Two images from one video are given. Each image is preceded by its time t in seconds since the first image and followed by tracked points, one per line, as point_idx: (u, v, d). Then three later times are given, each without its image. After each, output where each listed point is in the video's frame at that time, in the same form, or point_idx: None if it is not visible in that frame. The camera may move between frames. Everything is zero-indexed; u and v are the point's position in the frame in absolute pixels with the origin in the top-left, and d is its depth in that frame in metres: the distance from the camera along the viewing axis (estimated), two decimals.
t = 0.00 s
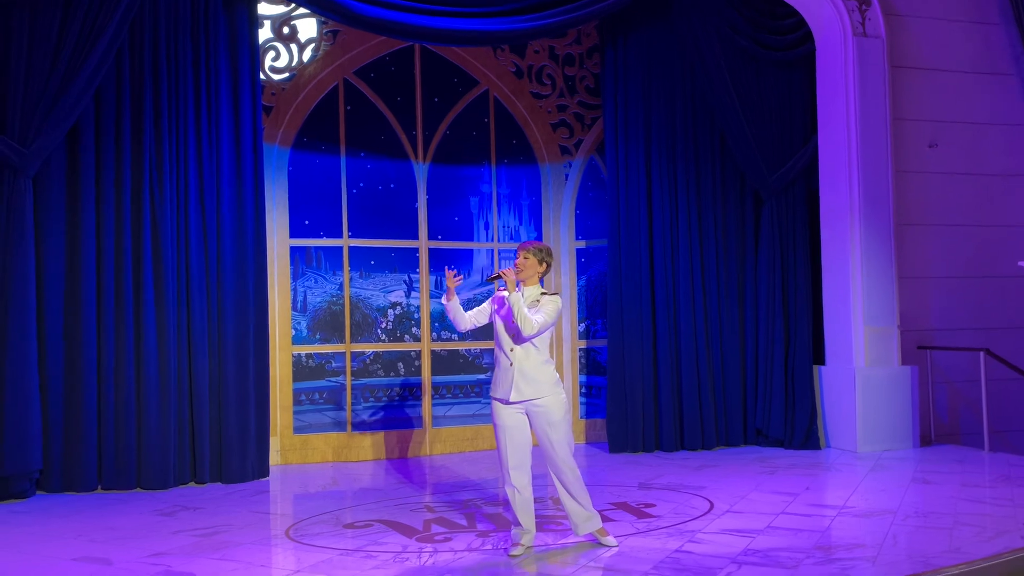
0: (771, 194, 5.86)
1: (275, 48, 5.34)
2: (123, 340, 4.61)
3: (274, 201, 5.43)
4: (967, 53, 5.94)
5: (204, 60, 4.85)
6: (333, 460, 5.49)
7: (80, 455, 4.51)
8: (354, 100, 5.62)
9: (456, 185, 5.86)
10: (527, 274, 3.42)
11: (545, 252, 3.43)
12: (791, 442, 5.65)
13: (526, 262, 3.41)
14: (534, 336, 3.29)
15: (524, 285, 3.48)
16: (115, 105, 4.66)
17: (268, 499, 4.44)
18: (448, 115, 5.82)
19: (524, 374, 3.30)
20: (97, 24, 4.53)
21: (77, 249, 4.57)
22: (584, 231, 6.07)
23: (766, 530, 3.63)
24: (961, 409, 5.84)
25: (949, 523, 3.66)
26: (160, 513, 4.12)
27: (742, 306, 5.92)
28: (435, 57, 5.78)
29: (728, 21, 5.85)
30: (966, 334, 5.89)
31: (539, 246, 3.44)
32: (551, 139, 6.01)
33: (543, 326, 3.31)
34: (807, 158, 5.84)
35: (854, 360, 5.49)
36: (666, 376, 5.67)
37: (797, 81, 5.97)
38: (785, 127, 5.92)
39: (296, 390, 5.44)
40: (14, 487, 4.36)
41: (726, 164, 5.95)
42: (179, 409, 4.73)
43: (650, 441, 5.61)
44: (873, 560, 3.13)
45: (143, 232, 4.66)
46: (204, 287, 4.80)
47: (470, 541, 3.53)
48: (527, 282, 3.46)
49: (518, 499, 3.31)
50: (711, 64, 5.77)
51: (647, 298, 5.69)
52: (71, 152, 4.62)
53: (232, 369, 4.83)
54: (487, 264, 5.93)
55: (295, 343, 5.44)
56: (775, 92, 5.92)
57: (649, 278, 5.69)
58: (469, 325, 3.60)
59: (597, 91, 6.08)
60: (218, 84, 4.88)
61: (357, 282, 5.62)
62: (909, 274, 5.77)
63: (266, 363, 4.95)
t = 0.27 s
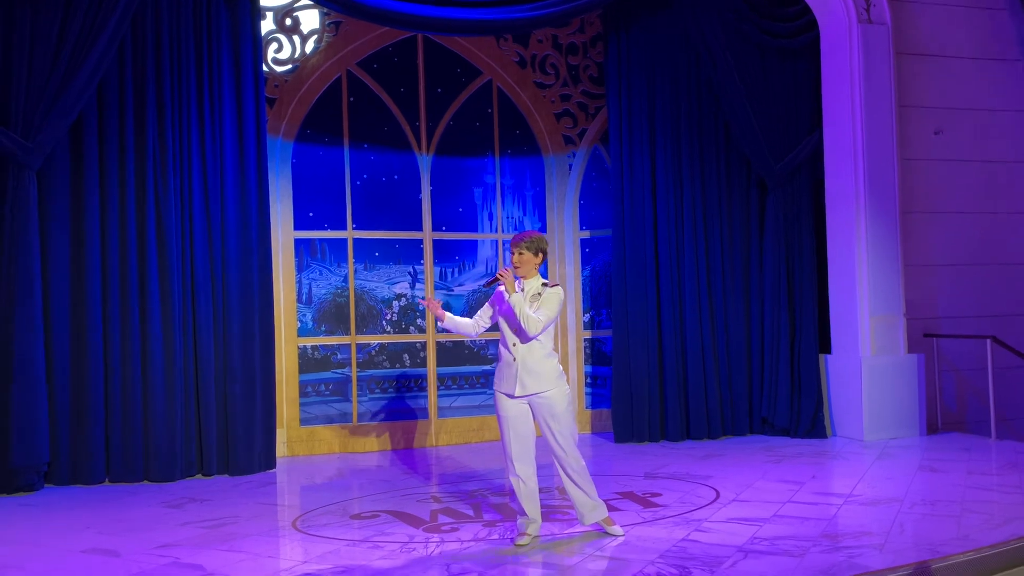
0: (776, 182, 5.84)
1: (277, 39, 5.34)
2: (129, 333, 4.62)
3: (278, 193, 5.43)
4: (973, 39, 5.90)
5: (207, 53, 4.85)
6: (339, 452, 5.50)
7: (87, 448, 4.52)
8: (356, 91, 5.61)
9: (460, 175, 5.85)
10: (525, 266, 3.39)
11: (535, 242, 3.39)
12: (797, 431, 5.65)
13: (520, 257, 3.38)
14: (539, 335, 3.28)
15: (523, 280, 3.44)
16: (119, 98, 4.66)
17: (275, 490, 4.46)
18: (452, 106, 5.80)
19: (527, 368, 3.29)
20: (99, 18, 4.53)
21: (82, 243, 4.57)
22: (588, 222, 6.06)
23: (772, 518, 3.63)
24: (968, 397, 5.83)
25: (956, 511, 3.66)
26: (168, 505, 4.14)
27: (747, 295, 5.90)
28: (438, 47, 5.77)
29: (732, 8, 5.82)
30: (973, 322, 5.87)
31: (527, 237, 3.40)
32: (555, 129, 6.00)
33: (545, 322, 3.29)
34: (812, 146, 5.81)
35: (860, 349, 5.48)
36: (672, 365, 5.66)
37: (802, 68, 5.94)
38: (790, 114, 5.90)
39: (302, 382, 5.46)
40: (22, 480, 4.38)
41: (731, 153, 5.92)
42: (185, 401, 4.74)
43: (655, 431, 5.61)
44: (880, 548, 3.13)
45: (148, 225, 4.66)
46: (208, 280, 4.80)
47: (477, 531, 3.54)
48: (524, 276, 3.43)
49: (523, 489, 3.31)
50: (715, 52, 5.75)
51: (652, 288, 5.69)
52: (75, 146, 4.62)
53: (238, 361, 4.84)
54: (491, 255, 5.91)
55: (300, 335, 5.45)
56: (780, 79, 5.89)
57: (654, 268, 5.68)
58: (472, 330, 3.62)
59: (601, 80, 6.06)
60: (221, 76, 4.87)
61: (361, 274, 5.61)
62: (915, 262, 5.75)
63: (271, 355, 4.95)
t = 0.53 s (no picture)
0: (780, 167, 5.81)
1: (279, 27, 5.31)
2: (133, 322, 4.62)
3: (281, 181, 5.43)
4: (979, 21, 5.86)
5: (208, 42, 4.83)
6: (344, 439, 5.52)
7: (93, 437, 4.54)
8: (358, 78, 5.59)
9: (463, 162, 5.83)
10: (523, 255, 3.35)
11: (529, 230, 3.33)
12: (802, 416, 5.64)
13: (517, 246, 3.33)
14: (541, 326, 3.25)
15: (522, 269, 3.39)
16: (120, 88, 4.65)
17: (281, 478, 4.47)
18: (454, 92, 5.77)
19: (528, 356, 3.27)
20: (99, 7, 4.52)
21: (86, 233, 4.57)
22: (592, 208, 6.04)
23: (778, 502, 3.62)
24: (973, 380, 5.81)
25: (962, 494, 3.65)
26: (174, 493, 4.15)
27: (752, 281, 5.89)
28: (440, 33, 5.73)
29: None
30: (979, 306, 5.84)
31: (519, 224, 3.34)
32: (558, 114, 5.97)
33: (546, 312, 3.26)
34: (816, 130, 5.78)
35: (865, 333, 5.46)
36: (676, 351, 5.65)
37: (805, 51, 5.90)
38: (794, 98, 5.86)
39: (307, 370, 5.47)
40: (29, 470, 4.40)
41: (735, 137, 5.89)
42: (190, 390, 4.75)
43: (660, 417, 5.61)
44: (886, 531, 3.13)
45: (151, 215, 4.66)
46: (212, 268, 4.80)
47: (482, 517, 3.54)
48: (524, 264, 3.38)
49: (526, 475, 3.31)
50: (718, 35, 5.71)
51: (656, 274, 5.67)
52: (77, 136, 4.61)
53: (242, 350, 4.84)
54: (495, 242, 5.91)
55: (304, 324, 5.46)
56: (783, 63, 5.86)
57: (658, 254, 5.66)
58: (475, 319, 3.62)
59: (603, 65, 6.03)
60: (222, 64, 4.85)
61: (365, 262, 5.61)
62: (920, 246, 5.73)
63: (276, 343, 4.95)
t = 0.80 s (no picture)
0: (783, 148, 5.79)
1: (278, 12, 5.30)
2: (136, 309, 4.63)
3: (281, 167, 5.42)
4: None
5: (207, 27, 4.81)
6: (348, 424, 5.54)
7: (97, 424, 4.55)
8: (358, 62, 5.56)
9: (464, 146, 5.81)
10: (523, 240, 3.34)
11: (528, 215, 3.31)
12: (805, 398, 5.64)
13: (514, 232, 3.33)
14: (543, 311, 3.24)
15: (522, 253, 3.39)
16: (119, 73, 4.63)
17: (286, 463, 4.48)
18: (454, 76, 5.74)
19: (529, 342, 3.27)
20: None
21: (87, 220, 4.57)
22: (594, 191, 6.02)
23: (781, 484, 3.63)
24: (977, 361, 5.81)
25: (965, 474, 3.66)
26: (179, 479, 4.17)
27: (755, 263, 5.87)
28: (440, 17, 5.70)
29: None
30: (982, 287, 5.83)
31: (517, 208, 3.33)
32: (559, 97, 5.94)
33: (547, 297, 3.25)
34: (819, 111, 5.75)
35: (868, 315, 5.45)
36: (679, 334, 5.65)
37: (808, 31, 5.86)
38: (797, 79, 5.82)
39: (310, 355, 5.48)
40: (34, 457, 4.42)
41: (738, 119, 5.86)
42: (194, 376, 4.76)
43: (663, 400, 5.61)
44: (889, 512, 3.13)
45: (152, 201, 4.65)
46: (214, 255, 4.80)
47: (486, 500, 3.55)
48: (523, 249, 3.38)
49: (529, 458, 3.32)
50: (719, 16, 5.67)
51: (658, 257, 5.66)
52: (77, 122, 4.60)
53: (245, 336, 4.84)
54: (497, 227, 5.89)
55: (306, 310, 5.47)
56: (785, 44, 5.82)
57: (660, 237, 5.65)
58: (474, 305, 3.60)
59: (604, 48, 6.00)
60: (221, 49, 4.83)
61: (366, 248, 5.60)
62: (923, 227, 5.71)
63: (279, 329, 4.96)
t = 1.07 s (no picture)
0: (783, 130, 5.77)
1: None
2: (136, 296, 4.63)
3: (280, 152, 5.41)
4: None
5: (203, 11, 4.78)
6: (349, 409, 5.55)
7: (99, 410, 4.56)
8: (356, 46, 5.53)
9: (463, 130, 5.79)
10: (522, 223, 3.34)
11: (527, 198, 3.30)
12: (806, 380, 5.65)
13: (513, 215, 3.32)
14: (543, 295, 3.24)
15: (521, 237, 3.39)
16: (117, 59, 4.61)
17: (287, 448, 4.50)
18: (452, 59, 5.71)
19: (531, 325, 3.27)
20: None
21: (86, 206, 4.56)
22: (593, 175, 6.01)
23: (781, 466, 3.64)
24: (977, 343, 5.81)
25: (965, 455, 3.66)
26: (181, 464, 4.18)
27: (755, 246, 5.87)
28: None
29: None
30: (983, 269, 5.82)
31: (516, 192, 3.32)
32: (558, 80, 5.91)
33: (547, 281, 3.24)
34: (819, 92, 5.72)
35: (868, 297, 5.45)
36: (679, 317, 5.65)
37: (810, 12, 5.81)
38: (797, 60, 5.78)
39: (311, 341, 5.49)
40: (37, 443, 4.43)
41: (738, 101, 5.84)
42: (195, 362, 4.77)
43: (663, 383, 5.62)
44: (888, 493, 3.14)
45: (151, 187, 4.65)
46: (213, 240, 4.79)
47: (487, 483, 3.57)
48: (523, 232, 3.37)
49: (529, 441, 3.33)
50: None
51: (659, 240, 5.65)
52: (74, 108, 4.58)
53: (246, 321, 4.84)
54: (496, 212, 5.88)
55: (307, 295, 5.47)
56: (785, 24, 5.78)
57: (661, 219, 5.64)
58: (474, 289, 3.65)
59: (604, 31, 5.97)
60: (218, 34, 4.81)
61: (366, 233, 5.60)
62: (924, 209, 5.69)
63: (279, 314, 4.95)
